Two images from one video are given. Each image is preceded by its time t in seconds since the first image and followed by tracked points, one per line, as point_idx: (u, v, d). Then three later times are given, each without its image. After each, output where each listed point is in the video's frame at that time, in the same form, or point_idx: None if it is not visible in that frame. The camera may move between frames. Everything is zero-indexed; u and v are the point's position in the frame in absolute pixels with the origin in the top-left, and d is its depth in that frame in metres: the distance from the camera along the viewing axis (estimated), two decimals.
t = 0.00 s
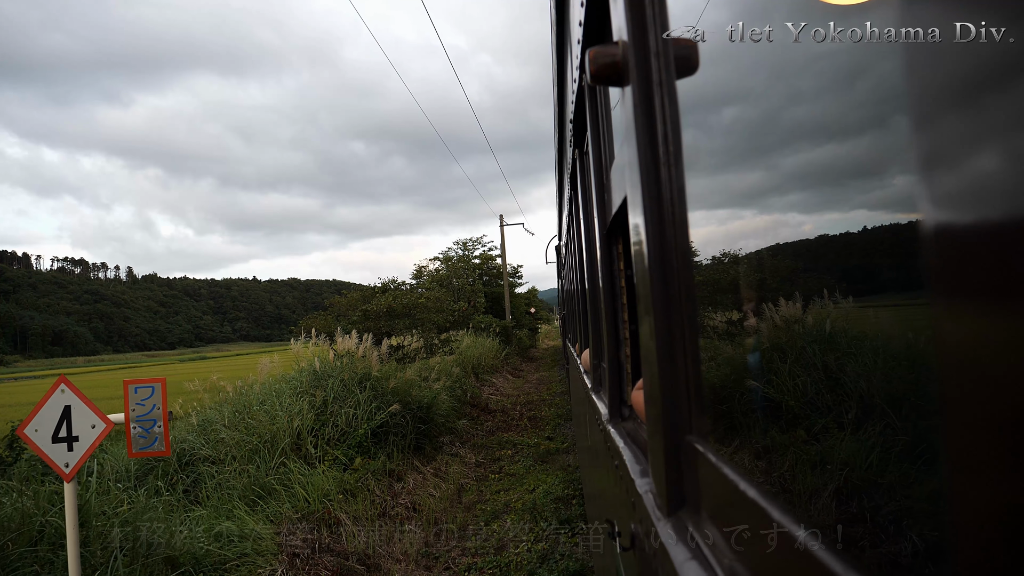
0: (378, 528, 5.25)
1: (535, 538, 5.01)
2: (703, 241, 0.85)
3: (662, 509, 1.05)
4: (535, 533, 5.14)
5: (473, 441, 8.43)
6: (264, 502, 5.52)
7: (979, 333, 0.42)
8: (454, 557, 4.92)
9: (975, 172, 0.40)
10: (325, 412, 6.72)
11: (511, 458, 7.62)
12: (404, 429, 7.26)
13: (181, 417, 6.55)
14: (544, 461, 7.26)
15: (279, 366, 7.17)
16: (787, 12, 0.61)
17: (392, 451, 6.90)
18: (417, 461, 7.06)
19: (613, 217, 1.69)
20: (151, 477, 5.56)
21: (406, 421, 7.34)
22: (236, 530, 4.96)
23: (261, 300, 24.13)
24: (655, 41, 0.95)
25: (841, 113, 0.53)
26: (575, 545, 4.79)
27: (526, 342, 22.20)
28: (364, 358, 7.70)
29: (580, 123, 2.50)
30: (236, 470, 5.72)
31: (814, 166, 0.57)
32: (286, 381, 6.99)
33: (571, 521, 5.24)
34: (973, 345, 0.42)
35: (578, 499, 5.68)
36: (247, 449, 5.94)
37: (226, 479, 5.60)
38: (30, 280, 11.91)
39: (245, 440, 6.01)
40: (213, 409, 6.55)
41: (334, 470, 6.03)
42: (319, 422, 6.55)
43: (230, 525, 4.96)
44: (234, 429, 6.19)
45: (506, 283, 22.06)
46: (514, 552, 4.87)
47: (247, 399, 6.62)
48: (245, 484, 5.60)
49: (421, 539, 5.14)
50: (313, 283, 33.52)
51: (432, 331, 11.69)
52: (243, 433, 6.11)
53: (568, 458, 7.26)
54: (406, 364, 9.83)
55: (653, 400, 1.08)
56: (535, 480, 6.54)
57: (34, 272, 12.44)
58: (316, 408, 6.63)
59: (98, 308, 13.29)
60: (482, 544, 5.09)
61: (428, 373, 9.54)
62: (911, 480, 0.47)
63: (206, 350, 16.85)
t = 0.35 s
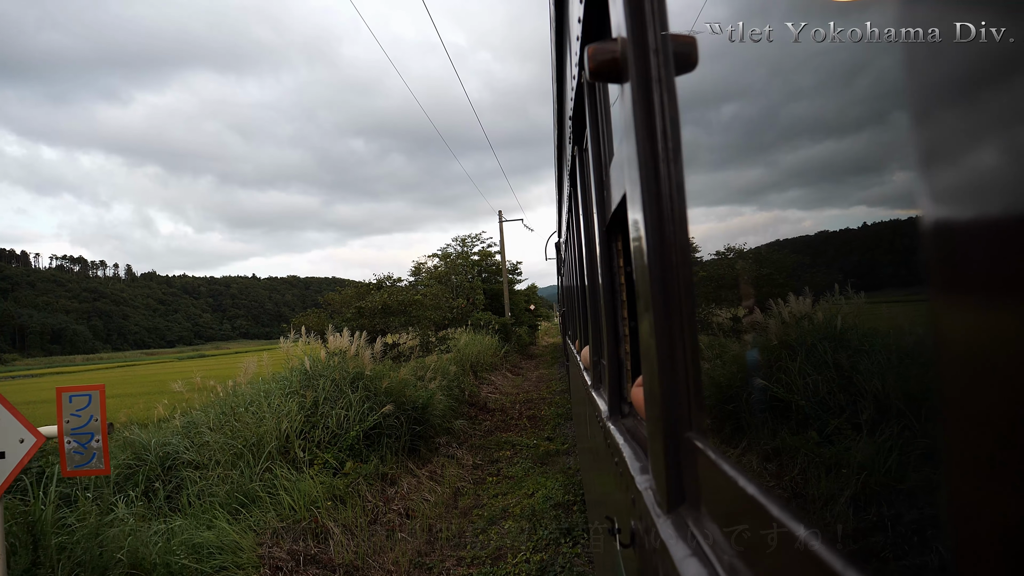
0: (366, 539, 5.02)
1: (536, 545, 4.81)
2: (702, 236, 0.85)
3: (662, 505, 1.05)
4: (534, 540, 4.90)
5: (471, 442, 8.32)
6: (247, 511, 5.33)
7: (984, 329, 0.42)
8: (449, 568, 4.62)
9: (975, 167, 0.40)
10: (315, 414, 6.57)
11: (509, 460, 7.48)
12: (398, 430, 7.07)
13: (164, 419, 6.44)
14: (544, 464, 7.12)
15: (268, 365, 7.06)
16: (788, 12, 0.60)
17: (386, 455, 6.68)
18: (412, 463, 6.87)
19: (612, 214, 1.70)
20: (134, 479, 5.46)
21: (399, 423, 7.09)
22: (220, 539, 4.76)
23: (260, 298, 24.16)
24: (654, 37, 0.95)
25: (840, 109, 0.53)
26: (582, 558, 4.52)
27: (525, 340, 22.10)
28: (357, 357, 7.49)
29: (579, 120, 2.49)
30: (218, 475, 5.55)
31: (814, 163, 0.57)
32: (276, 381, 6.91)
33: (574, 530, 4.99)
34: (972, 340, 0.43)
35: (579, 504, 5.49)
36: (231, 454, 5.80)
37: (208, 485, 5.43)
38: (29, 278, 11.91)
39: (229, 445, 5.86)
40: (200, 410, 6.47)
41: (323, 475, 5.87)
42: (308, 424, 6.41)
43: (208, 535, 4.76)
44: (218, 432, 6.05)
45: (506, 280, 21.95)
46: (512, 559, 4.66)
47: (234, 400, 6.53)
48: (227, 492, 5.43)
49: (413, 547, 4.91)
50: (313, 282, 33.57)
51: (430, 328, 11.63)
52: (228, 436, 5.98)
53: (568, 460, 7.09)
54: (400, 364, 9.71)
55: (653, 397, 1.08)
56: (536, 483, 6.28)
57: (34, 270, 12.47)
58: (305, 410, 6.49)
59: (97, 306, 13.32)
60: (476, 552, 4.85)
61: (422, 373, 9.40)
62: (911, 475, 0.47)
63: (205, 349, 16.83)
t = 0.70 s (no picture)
0: (354, 552, 4.92)
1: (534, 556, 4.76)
2: (701, 232, 0.85)
3: (660, 501, 1.05)
4: (533, 552, 4.84)
5: (467, 442, 8.31)
6: (225, 522, 5.14)
7: (982, 326, 0.42)
8: None
9: (972, 161, 0.40)
10: (302, 416, 6.43)
11: (506, 461, 7.47)
12: (389, 432, 6.95)
13: (143, 425, 6.25)
14: (542, 465, 7.13)
15: (254, 364, 6.96)
16: (787, 12, 0.60)
17: (375, 457, 6.55)
18: (404, 468, 6.76)
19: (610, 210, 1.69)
20: (108, 487, 5.28)
21: (389, 426, 6.99)
22: (193, 555, 4.60)
23: (258, 295, 24.20)
24: (651, 33, 0.95)
25: (837, 105, 0.53)
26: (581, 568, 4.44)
27: (523, 337, 22.13)
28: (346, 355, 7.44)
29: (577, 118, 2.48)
30: (196, 482, 5.36)
31: (811, 159, 0.57)
32: (263, 380, 6.84)
33: (573, 539, 4.87)
34: (971, 336, 0.43)
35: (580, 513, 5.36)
36: (211, 460, 5.63)
37: (183, 495, 5.24)
38: (26, 277, 11.94)
39: (209, 452, 5.69)
40: (182, 413, 6.29)
41: (311, 482, 5.74)
42: (295, 427, 6.29)
43: (182, 549, 4.59)
44: (200, 436, 5.90)
45: (503, 277, 21.92)
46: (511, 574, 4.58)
47: (217, 404, 6.37)
48: (204, 502, 5.23)
49: (404, 559, 4.84)
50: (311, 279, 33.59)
51: (424, 325, 11.54)
52: (208, 441, 5.82)
53: (566, 462, 7.05)
54: (390, 363, 9.59)
55: (650, 392, 1.09)
56: (533, 488, 6.25)
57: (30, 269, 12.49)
58: (293, 412, 6.41)
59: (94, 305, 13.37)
60: (471, 562, 4.84)
61: (415, 372, 9.35)
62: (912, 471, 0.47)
63: (204, 347, 16.84)
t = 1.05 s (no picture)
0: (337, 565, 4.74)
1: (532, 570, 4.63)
2: (701, 230, 0.85)
3: (659, 498, 1.06)
4: (532, 567, 4.67)
5: (463, 445, 8.28)
6: (199, 535, 5.02)
7: (980, 322, 0.42)
8: None
9: (971, 158, 0.40)
10: (287, 420, 6.25)
11: (503, 466, 7.43)
12: (380, 436, 6.83)
13: (119, 429, 6.05)
14: (541, 470, 7.08)
15: (238, 364, 6.77)
16: (787, 11, 0.59)
17: (365, 463, 6.41)
18: (396, 474, 6.62)
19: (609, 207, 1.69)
20: (80, 496, 5.21)
21: (380, 429, 6.86)
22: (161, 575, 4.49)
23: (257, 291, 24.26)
24: (651, 31, 0.95)
25: (836, 103, 0.53)
26: None
27: (521, 335, 22.12)
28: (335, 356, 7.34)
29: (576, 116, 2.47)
30: (171, 494, 5.23)
31: (810, 157, 0.57)
32: (248, 382, 6.66)
33: (573, 556, 4.62)
34: (970, 333, 0.43)
35: (579, 524, 5.19)
36: (187, 469, 5.48)
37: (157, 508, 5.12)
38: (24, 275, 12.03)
39: (187, 459, 5.54)
40: (162, 416, 6.16)
41: (295, 493, 5.54)
42: (279, 432, 6.09)
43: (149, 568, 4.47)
44: (178, 441, 5.74)
45: (501, 275, 21.87)
46: None
47: (198, 406, 6.25)
48: (177, 514, 5.11)
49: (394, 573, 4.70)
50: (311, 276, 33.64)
51: (416, 322, 11.37)
52: (186, 447, 5.68)
53: (566, 467, 6.98)
54: (380, 363, 9.37)
55: (649, 389, 1.09)
56: (531, 495, 6.16)
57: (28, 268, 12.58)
58: (276, 418, 6.14)
59: (91, 304, 13.47)
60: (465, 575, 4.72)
61: (406, 374, 9.27)
62: (909, 471, 0.48)
63: (201, 345, 16.88)
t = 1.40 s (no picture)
0: None
1: None
2: (701, 229, 0.85)
3: (659, 497, 1.06)
4: None
5: (460, 450, 8.24)
6: (167, 556, 4.78)
7: (978, 319, 0.42)
8: None
9: (969, 158, 0.40)
10: (272, 426, 6.19)
11: (500, 472, 7.41)
12: (369, 443, 6.84)
13: (93, 437, 6.04)
14: (540, 477, 7.06)
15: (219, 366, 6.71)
16: (787, 11, 0.59)
17: (352, 470, 6.41)
18: (387, 485, 6.54)
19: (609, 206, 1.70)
20: (44, 509, 5.13)
21: (369, 437, 6.89)
22: None
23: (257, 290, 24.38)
24: (651, 30, 0.94)
25: (836, 101, 0.53)
26: None
27: (520, 334, 22.15)
28: (325, 359, 7.30)
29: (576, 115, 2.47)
30: (140, 509, 5.05)
31: (809, 156, 0.57)
32: (231, 386, 6.61)
33: None
34: (968, 332, 0.43)
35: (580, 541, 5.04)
36: (157, 480, 5.31)
37: (123, 523, 4.94)
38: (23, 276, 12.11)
39: (158, 470, 5.38)
40: (138, 422, 6.06)
41: (276, 506, 5.44)
42: (262, 438, 6.03)
43: None
44: (152, 451, 5.60)
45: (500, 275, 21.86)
46: None
47: (178, 410, 6.18)
48: (144, 531, 4.89)
49: None
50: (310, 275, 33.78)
51: (409, 322, 11.31)
52: (158, 456, 5.53)
53: (566, 475, 6.96)
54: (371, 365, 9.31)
55: (649, 389, 1.09)
56: (530, 505, 6.08)
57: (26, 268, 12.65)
58: (258, 423, 6.09)
59: (90, 303, 13.56)
60: None
61: (400, 376, 9.26)
62: (911, 471, 0.48)
63: (200, 344, 16.91)
